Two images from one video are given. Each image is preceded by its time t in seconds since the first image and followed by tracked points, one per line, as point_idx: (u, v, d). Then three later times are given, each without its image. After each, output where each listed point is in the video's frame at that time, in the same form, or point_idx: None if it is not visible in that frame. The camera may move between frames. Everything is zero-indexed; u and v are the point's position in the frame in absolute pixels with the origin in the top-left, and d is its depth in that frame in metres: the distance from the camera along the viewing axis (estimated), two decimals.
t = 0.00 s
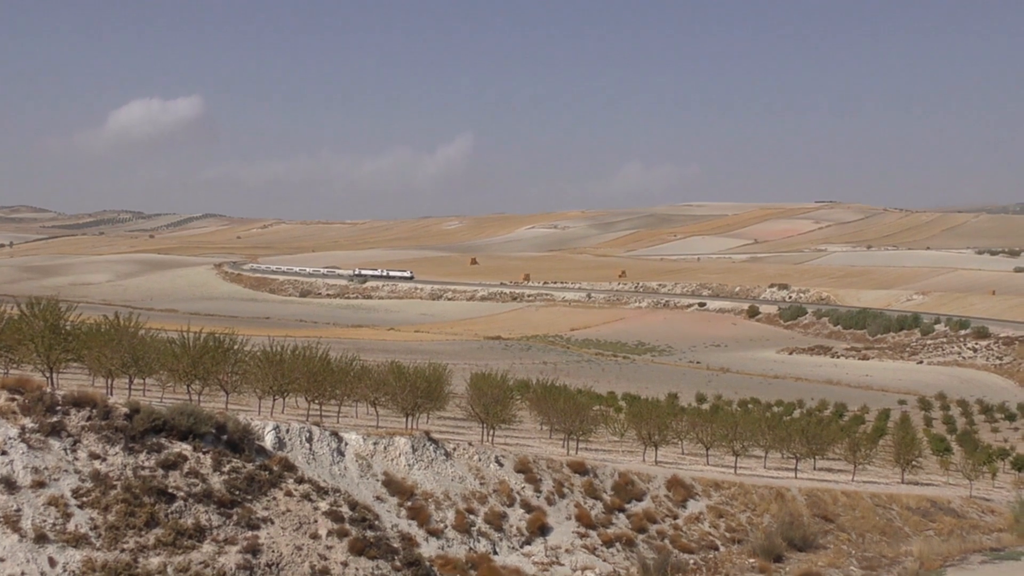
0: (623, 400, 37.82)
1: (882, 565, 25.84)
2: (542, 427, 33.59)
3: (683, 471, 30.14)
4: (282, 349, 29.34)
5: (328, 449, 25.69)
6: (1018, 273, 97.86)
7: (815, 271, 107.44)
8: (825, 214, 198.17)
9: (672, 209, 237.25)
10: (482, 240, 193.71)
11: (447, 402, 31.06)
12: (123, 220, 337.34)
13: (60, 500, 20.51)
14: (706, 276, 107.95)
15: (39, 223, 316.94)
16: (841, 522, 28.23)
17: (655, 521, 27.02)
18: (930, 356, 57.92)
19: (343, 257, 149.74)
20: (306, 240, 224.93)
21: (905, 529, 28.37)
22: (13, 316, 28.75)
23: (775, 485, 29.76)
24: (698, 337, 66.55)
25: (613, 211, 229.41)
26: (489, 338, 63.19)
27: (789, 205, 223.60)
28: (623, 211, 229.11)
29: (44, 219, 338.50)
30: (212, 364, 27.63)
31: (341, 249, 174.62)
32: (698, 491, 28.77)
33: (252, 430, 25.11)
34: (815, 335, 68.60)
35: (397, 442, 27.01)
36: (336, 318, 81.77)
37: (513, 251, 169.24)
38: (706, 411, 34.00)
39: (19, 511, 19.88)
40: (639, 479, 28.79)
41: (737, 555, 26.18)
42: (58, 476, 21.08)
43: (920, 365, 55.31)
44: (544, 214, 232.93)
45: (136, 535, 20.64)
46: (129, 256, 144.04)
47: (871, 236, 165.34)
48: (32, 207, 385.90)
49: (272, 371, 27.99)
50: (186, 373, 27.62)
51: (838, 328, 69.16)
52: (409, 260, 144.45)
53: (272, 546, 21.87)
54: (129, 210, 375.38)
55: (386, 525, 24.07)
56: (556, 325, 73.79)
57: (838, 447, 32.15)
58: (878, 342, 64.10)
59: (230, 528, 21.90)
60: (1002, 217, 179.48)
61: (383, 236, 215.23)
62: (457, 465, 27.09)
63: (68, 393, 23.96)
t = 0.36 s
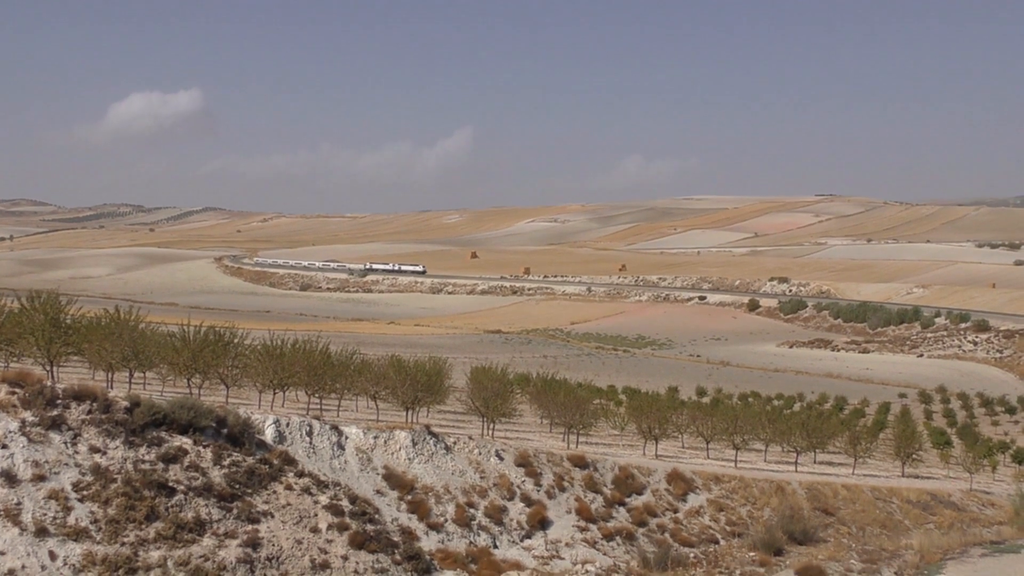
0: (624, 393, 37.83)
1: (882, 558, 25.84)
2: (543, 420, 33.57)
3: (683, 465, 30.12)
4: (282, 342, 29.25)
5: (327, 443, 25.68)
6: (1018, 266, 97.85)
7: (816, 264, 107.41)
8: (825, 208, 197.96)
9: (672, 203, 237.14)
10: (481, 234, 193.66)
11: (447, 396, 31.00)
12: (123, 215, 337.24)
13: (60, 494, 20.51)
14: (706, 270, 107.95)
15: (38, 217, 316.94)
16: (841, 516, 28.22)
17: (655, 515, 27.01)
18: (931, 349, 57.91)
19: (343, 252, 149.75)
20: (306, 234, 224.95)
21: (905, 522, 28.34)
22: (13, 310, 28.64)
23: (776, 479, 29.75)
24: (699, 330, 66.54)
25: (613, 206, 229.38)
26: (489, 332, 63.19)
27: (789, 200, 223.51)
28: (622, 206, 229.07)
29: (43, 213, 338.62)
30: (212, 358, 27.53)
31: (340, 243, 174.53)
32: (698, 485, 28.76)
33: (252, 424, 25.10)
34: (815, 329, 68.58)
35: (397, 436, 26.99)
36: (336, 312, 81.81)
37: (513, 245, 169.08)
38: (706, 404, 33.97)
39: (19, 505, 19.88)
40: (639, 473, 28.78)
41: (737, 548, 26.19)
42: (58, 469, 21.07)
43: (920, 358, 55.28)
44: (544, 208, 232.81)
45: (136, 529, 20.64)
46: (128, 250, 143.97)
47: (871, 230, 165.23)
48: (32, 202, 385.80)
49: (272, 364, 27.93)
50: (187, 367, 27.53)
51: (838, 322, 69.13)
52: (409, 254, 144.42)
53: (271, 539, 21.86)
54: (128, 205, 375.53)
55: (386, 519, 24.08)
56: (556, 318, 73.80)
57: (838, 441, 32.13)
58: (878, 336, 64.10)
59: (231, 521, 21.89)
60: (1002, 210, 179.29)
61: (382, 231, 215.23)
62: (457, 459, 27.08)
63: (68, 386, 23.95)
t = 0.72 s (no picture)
0: (620, 390, 37.83)
1: (880, 554, 25.87)
2: (541, 417, 33.56)
3: (681, 462, 30.12)
4: (279, 339, 29.15)
5: (325, 440, 25.69)
6: (1015, 262, 97.92)
7: (813, 261, 107.42)
8: (822, 204, 198.03)
9: (669, 199, 237.11)
10: (479, 230, 193.61)
11: (444, 393, 30.95)
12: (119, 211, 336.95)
13: (58, 491, 20.50)
14: (704, 266, 107.96)
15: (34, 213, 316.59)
16: (838, 512, 28.23)
17: (653, 512, 27.03)
18: (928, 346, 57.94)
19: (341, 248, 149.64)
20: (303, 230, 224.87)
21: (903, 518, 28.36)
22: (10, 308, 28.55)
23: (773, 475, 29.76)
24: (696, 327, 66.53)
25: (610, 202, 229.33)
26: (487, 328, 63.15)
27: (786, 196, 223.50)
28: (620, 202, 229.04)
29: (40, 209, 338.31)
30: (209, 355, 27.44)
31: (338, 240, 174.39)
32: (696, 482, 28.78)
33: (249, 421, 25.10)
34: (812, 326, 68.59)
35: (395, 433, 26.97)
36: (334, 309, 81.82)
37: (511, 242, 169.11)
38: (704, 401, 33.95)
39: (17, 502, 19.86)
40: (637, 470, 28.79)
41: (735, 545, 26.22)
42: (55, 467, 21.06)
43: (917, 354, 55.28)
44: (542, 204, 232.76)
45: (134, 526, 20.65)
46: (125, 247, 143.69)
47: (868, 226, 165.25)
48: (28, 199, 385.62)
49: (270, 361, 27.85)
50: (184, 364, 27.44)
51: (835, 319, 69.15)
52: (407, 251, 144.36)
53: (269, 537, 21.86)
54: (125, 201, 375.28)
55: (384, 516, 24.11)
56: (553, 315, 73.76)
57: (835, 437, 32.15)
58: (875, 332, 64.12)
59: (229, 518, 21.90)
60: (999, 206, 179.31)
61: (380, 227, 215.18)
62: (455, 456, 27.07)
63: (65, 384, 23.92)
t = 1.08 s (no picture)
0: (617, 388, 37.89)
1: (876, 552, 25.93)
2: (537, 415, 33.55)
3: (678, 460, 30.10)
4: (277, 337, 29.08)
5: (322, 437, 25.68)
6: (1012, 260, 98.05)
7: (810, 259, 107.50)
8: (819, 202, 198.20)
9: (667, 197, 237.29)
10: (476, 228, 193.64)
11: (441, 391, 30.90)
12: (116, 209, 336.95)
13: (54, 489, 20.49)
14: (701, 264, 108.07)
15: (31, 211, 316.48)
16: (835, 510, 28.25)
17: (650, 509, 27.05)
18: (924, 343, 58.02)
19: (338, 246, 149.61)
20: (300, 228, 224.78)
21: (899, 516, 28.35)
22: (7, 305, 28.50)
23: (770, 473, 29.76)
24: (693, 325, 66.56)
25: (608, 200, 229.48)
26: (484, 326, 63.15)
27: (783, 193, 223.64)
28: (617, 201, 229.15)
29: (36, 207, 338.16)
30: (206, 353, 27.33)
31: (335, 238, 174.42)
32: (693, 479, 28.79)
33: (246, 419, 25.10)
34: (809, 323, 68.66)
35: (392, 430, 26.95)
36: (331, 307, 81.83)
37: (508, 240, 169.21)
38: (701, 399, 33.95)
39: (14, 500, 19.85)
40: (634, 468, 28.78)
41: (731, 542, 26.25)
42: (52, 465, 21.05)
43: (914, 352, 55.35)
44: (539, 202, 232.85)
45: (131, 524, 20.65)
46: (122, 245, 143.58)
47: (865, 224, 165.42)
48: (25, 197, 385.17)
49: (266, 359, 27.74)
50: (181, 362, 27.33)
51: (832, 316, 69.22)
52: (404, 249, 144.38)
53: (266, 534, 21.86)
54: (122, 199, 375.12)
55: (381, 514, 24.11)
56: (550, 313, 73.78)
57: (831, 435, 32.13)
58: (872, 330, 64.18)
59: (226, 517, 21.89)
60: (996, 204, 179.54)
61: (377, 225, 215.30)
62: (452, 454, 27.05)
63: (62, 381, 23.90)
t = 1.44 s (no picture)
0: (614, 386, 37.88)
1: (873, 550, 25.98)
2: (534, 413, 33.50)
3: (675, 458, 30.09)
4: (273, 335, 28.94)
5: (318, 436, 25.66)
6: (1008, 259, 98.11)
7: (806, 257, 107.51)
8: (815, 200, 198.32)
9: (663, 196, 237.34)
10: (473, 226, 193.56)
11: (438, 389, 30.83)
12: (112, 208, 336.64)
13: (51, 488, 20.47)
14: (697, 263, 108.09)
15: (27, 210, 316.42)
16: (831, 508, 28.27)
17: (646, 508, 27.06)
18: (921, 342, 58.05)
19: (334, 245, 149.56)
20: (296, 227, 224.61)
21: (896, 514, 28.34)
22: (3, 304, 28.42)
23: (767, 471, 29.78)
24: (689, 323, 66.53)
25: (604, 199, 229.47)
26: (480, 325, 63.16)
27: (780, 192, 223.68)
28: (614, 199, 229.22)
29: (32, 206, 337.99)
30: (203, 351, 27.20)
31: (331, 237, 174.30)
32: (690, 478, 28.78)
33: (243, 417, 25.10)
34: (806, 322, 68.68)
35: (388, 429, 26.94)
36: (328, 306, 81.74)
37: (504, 238, 169.08)
38: (697, 397, 33.91)
39: (10, 499, 19.83)
40: (630, 466, 28.77)
41: (728, 541, 26.28)
42: (49, 464, 21.04)
43: (910, 350, 55.39)
44: (536, 201, 232.77)
45: (128, 523, 20.64)
46: (118, 243, 143.40)
47: (862, 223, 165.54)
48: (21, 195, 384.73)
49: (263, 358, 27.59)
50: (177, 360, 27.23)
51: (828, 315, 69.25)
52: (400, 247, 144.23)
53: (263, 533, 21.86)
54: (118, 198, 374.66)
55: (377, 512, 24.13)
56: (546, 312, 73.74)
57: (828, 433, 32.13)
58: (869, 328, 64.20)
59: (222, 515, 21.88)
60: (992, 202, 179.64)
61: (374, 224, 215.17)
62: (448, 452, 27.04)
63: (58, 380, 23.89)
